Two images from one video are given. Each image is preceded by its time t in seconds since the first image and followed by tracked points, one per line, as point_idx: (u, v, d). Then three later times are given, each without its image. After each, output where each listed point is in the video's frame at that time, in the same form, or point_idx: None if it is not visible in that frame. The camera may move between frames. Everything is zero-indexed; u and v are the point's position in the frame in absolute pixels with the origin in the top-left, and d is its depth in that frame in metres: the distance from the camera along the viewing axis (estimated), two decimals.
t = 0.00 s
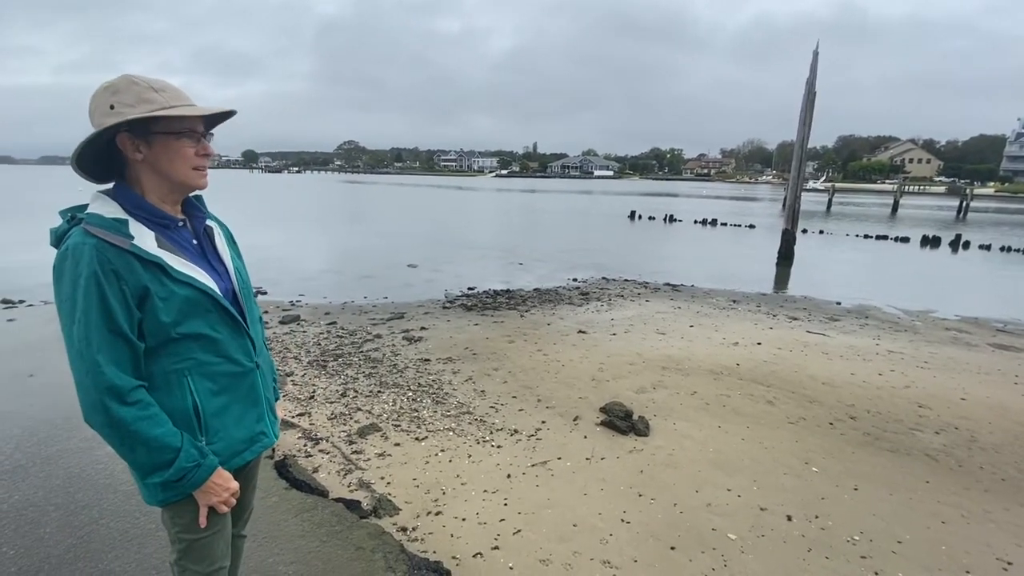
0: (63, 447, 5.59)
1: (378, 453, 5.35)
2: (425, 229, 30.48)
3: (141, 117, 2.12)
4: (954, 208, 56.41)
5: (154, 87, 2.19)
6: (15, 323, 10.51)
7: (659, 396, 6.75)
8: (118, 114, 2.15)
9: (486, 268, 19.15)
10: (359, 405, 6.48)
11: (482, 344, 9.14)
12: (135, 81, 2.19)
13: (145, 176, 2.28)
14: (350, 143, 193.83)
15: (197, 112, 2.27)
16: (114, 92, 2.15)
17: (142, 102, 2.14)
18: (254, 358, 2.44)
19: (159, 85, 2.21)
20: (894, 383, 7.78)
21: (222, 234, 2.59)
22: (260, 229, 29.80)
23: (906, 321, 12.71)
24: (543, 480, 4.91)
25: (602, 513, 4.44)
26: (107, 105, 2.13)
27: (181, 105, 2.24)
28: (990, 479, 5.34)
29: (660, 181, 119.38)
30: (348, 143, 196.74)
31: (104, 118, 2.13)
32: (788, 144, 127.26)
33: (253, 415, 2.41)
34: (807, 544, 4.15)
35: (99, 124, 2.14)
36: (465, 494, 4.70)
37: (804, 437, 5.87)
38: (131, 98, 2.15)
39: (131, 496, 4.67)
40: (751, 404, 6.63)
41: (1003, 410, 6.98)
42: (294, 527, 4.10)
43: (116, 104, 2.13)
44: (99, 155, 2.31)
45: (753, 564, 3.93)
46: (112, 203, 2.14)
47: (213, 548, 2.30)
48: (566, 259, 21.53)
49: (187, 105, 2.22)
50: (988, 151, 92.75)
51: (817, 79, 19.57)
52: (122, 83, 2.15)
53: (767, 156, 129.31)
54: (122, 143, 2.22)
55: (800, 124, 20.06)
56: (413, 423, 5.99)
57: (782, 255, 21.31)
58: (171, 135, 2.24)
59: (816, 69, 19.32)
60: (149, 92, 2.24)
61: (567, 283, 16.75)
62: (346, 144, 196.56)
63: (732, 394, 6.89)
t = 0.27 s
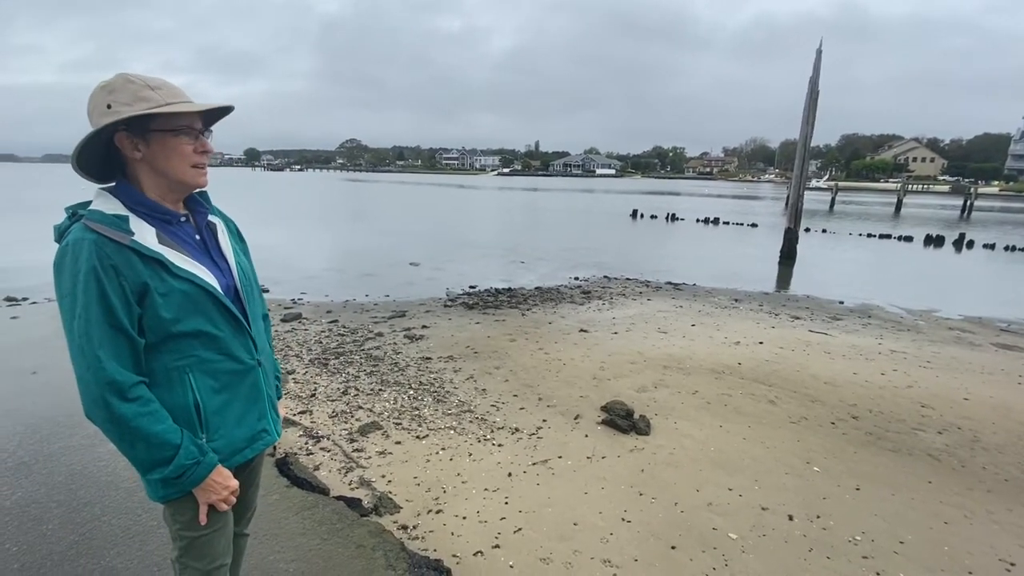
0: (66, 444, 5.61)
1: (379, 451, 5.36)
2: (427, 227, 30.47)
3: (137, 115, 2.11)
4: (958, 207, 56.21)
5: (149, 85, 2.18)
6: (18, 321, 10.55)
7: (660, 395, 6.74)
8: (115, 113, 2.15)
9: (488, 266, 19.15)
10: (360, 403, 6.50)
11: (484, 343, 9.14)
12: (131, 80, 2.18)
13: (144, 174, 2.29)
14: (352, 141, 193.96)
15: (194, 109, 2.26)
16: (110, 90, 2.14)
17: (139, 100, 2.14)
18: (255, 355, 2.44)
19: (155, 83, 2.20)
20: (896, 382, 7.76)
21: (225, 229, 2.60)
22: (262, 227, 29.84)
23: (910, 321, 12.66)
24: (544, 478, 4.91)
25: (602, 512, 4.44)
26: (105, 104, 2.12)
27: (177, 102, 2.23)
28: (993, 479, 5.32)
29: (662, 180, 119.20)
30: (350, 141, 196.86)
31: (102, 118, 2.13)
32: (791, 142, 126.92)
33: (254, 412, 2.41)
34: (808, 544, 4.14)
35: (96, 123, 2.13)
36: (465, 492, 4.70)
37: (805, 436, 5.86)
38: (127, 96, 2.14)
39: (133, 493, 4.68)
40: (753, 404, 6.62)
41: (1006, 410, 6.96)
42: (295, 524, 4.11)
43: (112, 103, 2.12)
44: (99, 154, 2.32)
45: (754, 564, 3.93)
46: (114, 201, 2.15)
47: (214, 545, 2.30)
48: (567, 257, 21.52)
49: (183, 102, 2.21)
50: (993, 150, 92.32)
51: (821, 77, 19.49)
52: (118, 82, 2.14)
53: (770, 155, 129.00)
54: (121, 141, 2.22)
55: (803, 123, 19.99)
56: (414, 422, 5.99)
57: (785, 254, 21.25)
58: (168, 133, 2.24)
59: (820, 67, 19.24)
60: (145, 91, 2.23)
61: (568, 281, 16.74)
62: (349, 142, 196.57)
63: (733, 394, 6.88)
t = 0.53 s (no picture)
0: (68, 441, 5.63)
1: (380, 449, 5.37)
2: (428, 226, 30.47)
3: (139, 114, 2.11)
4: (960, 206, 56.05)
5: (152, 85, 2.18)
6: (20, 318, 10.57)
7: (662, 395, 6.74)
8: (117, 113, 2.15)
9: (489, 264, 19.15)
10: (361, 401, 6.51)
11: (485, 341, 9.15)
12: (133, 80, 2.18)
13: (148, 173, 2.29)
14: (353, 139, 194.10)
15: (196, 109, 2.26)
16: (112, 91, 2.14)
17: (140, 100, 2.14)
18: (258, 355, 2.44)
19: (156, 82, 2.20)
20: (898, 382, 7.75)
21: (228, 228, 2.60)
22: (263, 224, 29.85)
23: (912, 320, 12.64)
24: (545, 477, 4.92)
25: (603, 511, 4.44)
26: (107, 104, 2.12)
27: (180, 102, 2.23)
28: (995, 480, 5.31)
29: (664, 178, 119.05)
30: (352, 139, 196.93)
31: (105, 118, 2.13)
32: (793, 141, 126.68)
33: (257, 411, 2.42)
34: (809, 544, 4.15)
35: (98, 124, 2.14)
36: (466, 491, 4.71)
37: (807, 436, 5.86)
38: (130, 97, 2.14)
39: (135, 491, 4.69)
40: (754, 403, 6.61)
41: (1008, 411, 6.95)
42: (297, 522, 4.12)
43: (115, 104, 2.12)
44: (102, 154, 2.32)
45: (755, 563, 3.93)
46: (117, 201, 2.15)
47: (216, 544, 2.31)
48: (569, 256, 21.52)
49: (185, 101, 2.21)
50: (996, 149, 92.01)
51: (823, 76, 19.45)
52: (120, 82, 2.15)
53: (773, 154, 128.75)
54: (124, 141, 2.22)
55: (806, 121, 19.95)
56: (416, 420, 6.01)
57: (786, 253, 21.22)
58: (170, 132, 2.24)
59: (822, 66, 19.19)
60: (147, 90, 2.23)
61: (570, 280, 16.73)
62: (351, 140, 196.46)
63: (735, 393, 6.87)
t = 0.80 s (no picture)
0: (69, 438, 5.64)
1: (381, 447, 5.37)
2: (429, 224, 30.45)
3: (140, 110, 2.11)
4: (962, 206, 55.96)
5: (153, 80, 2.17)
6: (21, 315, 10.57)
7: (662, 393, 6.74)
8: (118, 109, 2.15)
9: (490, 263, 19.14)
10: (362, 399, 6.51)
11: (486, 340, 9.15)
12: (135, 76, 2.18)
13: (148, 170, 2.28)
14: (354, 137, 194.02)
15: (197, 106, 2.25)
16: (114, 87, 2.14)
17: (140, 96, 2.14)
18: (258, 354, 2.44)
19: (158, 79, 2.20)
20: (899, 382, 7.75)
21: (229, 226, 2.60)
22: (264, 223, 29.84)
23: (913, 320, 12.63)
24: (545, 476, 4.92)
25: (604, 510, 4.44)
26: (108, 100, 2.13)
27: (180, 99, 2.23)
28: (996, 480, 5.31)
29: (665, 177, 118.94)
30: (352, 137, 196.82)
31: (105, 114, 2.13)
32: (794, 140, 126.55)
33: (257, 410, 2.41)
34: (810, 543, 4.15)
35: (99, 119, 2.14)
36: (467, 489, 4.72)
37: (807, 435, 5.86)
38: (131, 92, 2.14)
39: (135, 488, 4.70)
40: (755, 402, 6.62)
41: (1009, 411, 6.94)
42: (297, 520, 4.13)
43: (116, 99, 2.12)
44: (103, 150, 2.31)
45: (755, 563, 3.93)
46: (117, 197, 2.15)
47: (215, 542, 2.31)
48: (569, 255, 21.51)
49: (185, 97, 2.21)
50: (997, 149, 91.92)
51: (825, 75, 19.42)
52: (121, 78, 2.15)
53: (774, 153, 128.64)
54: (124, 137, 2.22)
55: (807, 121, 19.94)
56: (416, 418, 6.01)
57: (787, 252, 21.21)
58: (171, 128, 2.23)
59: (824, 65, 19.16)
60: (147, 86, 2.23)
61: (571, 279, 16.73)
62: (352, 138, 196.40)
63: (735, 392, 6.87)
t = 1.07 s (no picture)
0: (68, 436, 5.63)
1: (380, 446, 5.37)
2: (429, 223, 30.44)
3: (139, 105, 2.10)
4: (961, 206, 56.01)
5: (153, 77, 2.17)
6: (20, 313, 10.55)
7: (662, 392, 6.75)
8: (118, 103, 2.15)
9: (490, 262, 19.13)
10: (361, 398, 6.51)
11: (486, 339, 9.14)
12: (135, 72, 2.18)
13: (147, 166, 2.28)
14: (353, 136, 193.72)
15: (196, 103, 2.25)
16: (115, 82, 2.14)
17: (139, 92, 2.13)
18: (259, 351, 2.44)
19: (160, 75, 2.19)
20: (898, 381, 7.75)
21: (229, 224, 2.59)
22: (263, 221, 29.81)
23: (912, 320, 12.64)
24: (545, 474, 4.92)
25: (604, 509, 4.45)
26: (109, 95, 2.13)
27: (179, 95, 2.22)
28: (994, 479, 5.32)
29: (665, 176, 118.90)
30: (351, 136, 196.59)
31: (106, 108, 2.13)
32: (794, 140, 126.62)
33: (257, 407, 2.41)
34: (809, 542, 4.15)
35: (98, 114, 2.14)
36: (467, 488, 4.71)
37: (807, 434, 5.86)
38: (131, 88, 2.13)
39: (135, 486, 4.70)
40: (755, 401, 6.62)
41: (1008, 410, 6.96)
42: (297, 518, 4.13)
43: (116, 94, 2.12)
44: (103, 145, 2.32)
45: (754, 562, 3.93)
46: (118, 193, 2.14)
47: (216, 540, 2.31)
48: (569, 254, 21.50)
49: (185, 94, 2.20)
50: (997, 149, 91.98)
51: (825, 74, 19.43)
52: (122, 73, 2.15)
53: (773, 152, 128.74)
54: (122, 132, 2.21)
55: (807, 120, 19.94)
56: (416, 417, 6.00)
57: (787, 251, 21.21)
58: (170, 125, 2.23)
59: (824, 64, 19.17)
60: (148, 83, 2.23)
61: (571, 278, 16.73)
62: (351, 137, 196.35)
63: (735, 391, 6.88)
